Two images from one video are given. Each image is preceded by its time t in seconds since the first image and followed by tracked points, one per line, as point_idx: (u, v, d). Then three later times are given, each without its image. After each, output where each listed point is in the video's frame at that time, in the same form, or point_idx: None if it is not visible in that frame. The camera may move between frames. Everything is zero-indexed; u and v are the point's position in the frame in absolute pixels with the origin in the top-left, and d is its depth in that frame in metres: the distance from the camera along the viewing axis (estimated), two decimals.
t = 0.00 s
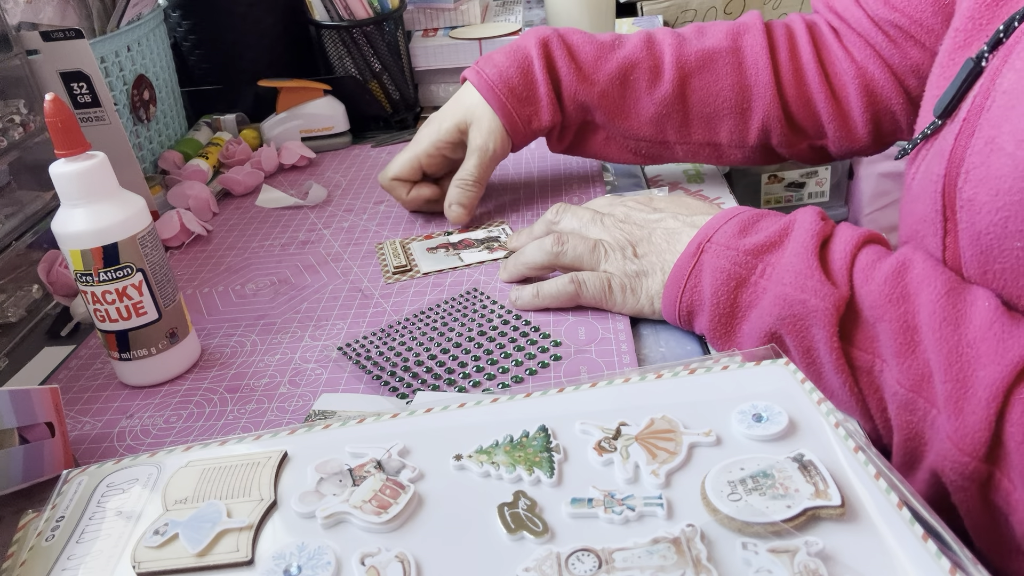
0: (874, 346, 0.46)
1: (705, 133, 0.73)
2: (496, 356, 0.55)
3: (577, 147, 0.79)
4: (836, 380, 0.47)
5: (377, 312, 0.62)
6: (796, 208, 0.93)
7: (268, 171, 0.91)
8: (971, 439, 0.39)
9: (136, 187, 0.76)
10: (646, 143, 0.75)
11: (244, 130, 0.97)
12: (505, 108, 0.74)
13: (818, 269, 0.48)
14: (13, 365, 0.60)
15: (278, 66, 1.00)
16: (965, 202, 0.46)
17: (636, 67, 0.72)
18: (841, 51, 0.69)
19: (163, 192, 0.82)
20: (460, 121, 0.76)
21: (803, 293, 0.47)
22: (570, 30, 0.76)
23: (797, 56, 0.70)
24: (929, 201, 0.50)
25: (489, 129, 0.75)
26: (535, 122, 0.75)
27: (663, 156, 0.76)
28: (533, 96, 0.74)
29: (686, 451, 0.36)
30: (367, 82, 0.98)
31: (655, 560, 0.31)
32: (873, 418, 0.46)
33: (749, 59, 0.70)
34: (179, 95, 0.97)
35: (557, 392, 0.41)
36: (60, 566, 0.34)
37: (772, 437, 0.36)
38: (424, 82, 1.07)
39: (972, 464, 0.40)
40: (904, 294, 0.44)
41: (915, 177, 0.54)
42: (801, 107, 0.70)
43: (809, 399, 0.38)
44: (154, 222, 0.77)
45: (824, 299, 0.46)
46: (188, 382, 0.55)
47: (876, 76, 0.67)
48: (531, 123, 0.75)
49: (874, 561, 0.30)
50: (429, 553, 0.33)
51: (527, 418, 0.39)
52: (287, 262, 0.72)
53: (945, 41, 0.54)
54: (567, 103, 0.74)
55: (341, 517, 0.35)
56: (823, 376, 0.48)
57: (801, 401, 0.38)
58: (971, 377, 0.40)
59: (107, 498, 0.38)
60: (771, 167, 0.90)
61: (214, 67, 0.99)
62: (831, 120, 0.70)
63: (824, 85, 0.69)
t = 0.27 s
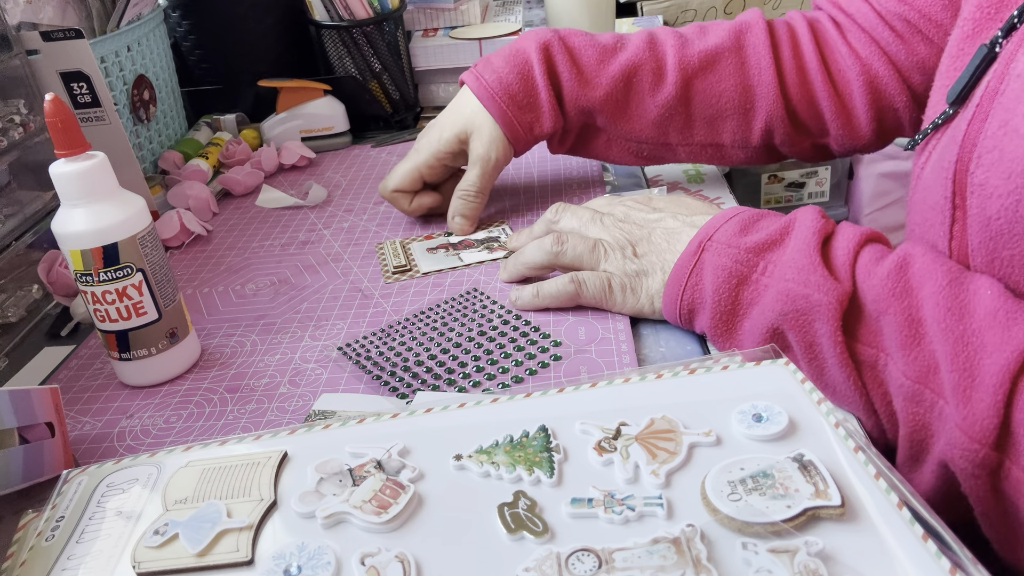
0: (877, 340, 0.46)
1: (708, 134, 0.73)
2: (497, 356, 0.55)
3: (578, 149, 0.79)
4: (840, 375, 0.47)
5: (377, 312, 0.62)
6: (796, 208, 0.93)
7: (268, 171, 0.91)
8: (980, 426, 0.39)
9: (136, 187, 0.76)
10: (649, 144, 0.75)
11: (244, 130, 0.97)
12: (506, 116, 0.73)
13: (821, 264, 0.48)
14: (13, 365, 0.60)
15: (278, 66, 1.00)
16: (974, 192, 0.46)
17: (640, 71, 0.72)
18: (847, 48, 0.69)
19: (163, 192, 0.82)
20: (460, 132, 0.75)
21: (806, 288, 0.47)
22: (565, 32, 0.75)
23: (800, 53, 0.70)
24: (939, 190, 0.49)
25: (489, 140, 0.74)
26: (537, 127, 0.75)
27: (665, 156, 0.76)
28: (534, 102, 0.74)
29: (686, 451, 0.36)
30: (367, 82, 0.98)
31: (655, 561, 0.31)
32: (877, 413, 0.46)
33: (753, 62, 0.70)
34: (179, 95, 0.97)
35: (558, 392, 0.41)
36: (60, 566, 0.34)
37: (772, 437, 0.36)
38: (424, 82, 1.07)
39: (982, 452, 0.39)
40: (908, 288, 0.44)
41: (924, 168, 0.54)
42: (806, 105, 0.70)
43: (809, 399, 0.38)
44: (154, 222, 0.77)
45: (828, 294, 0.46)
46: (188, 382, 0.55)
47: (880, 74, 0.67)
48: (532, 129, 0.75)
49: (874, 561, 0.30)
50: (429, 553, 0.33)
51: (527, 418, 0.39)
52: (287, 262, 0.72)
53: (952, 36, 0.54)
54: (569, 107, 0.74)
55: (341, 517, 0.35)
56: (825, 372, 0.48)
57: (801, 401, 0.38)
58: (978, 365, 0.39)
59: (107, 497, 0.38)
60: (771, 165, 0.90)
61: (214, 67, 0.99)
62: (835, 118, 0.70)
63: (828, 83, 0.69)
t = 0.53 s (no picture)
0: (881, 327, 0.45)
1: (703, 125, 0.73)
2: (496, 356, 0.55)
3: (577, 144, 0.80)
4: (844, 363, 0.46)
5: (377, 312, 0.62)
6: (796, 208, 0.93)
7: (268, 171, 0.91)
8: (991, 404, 0.38)
9: (136, 187, 0.76)
10: (646, 136, 0.75)
11: (244, 130, 0.97)
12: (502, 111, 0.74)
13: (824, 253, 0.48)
14: (14, 365, 0.60)
15: (277, 65, 1.00)
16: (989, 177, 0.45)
17: (632, 63, 0.72)
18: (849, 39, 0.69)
19: (163, 192, 0.82)
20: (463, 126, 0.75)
21: (811, 275, 0.47)
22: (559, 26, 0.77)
23: (794, 42, 0.70)
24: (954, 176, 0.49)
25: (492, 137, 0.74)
26: (534, 122, 0.75)
27: (661, 149, 0.76)
28: (531, 98, 0.74)
29: (686, 451, 0.36)
30: (367, 82, 0.98)
31: (655, 561, 0.31)
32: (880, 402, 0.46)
33: (747, 48, 0.70)
34: (179, 95, 0.97)
35: (557, 392, 0.41)
36: (60, 566, 0.34)
37: (772, 437, 0.36)
38: (424, 81, 1.07)
39: (993, 430, 0.38)
40: (912, 273, 0.44)
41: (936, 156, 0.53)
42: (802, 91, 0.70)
43: (809, 399, 0.38)
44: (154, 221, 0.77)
45: (832, 280, 0.46)
46: (188, 382, 0.55)
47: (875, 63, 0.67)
48: (530, 124, 0.75)
49: (874, 561, 0.30)
50: (428, 553, 0.33)
51: (527, 418, 0.39)
52: (287, 262, 0.72)
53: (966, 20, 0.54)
54: (564, 101, 0.74)
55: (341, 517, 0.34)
56: (829, 360, 0.48)
57: (801, 401, 0.38)
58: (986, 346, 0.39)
59: (107, 497, 0.38)
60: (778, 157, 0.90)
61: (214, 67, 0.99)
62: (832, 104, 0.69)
63: (823, 70, 0.69)
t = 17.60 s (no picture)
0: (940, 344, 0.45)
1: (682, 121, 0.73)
2: (496, 356, 0.55)
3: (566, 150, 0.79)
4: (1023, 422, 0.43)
5: (377, 312, 0.62)
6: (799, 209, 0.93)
7: (267, 170, 0.91)
8: None
9: (135, 187, 0.76)
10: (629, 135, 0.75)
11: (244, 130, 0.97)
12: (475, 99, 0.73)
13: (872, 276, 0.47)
14: (13, 365, 0.60)
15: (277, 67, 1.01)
16: None
17: (599, 40, 0.64)
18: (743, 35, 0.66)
19: (163, 192, 0.82)
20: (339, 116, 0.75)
21: (1005, 330, 0.42)
22: (530, 5, 0.76)
23: (748, 40, 0.66)
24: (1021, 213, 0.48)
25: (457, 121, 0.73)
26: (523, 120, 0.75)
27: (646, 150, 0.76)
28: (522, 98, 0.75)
29: (686, 451, 0.36)
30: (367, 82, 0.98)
31: (655, 560, 0.31)
32: None
33: (686, 41, 0.66)
34: (179, 95, 0.97)
35: (557, 393, 0.41)
36: (60, 567, 0.34)
37: (772, 438, 0.36)
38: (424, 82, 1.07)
39: None
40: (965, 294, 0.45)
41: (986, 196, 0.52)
42: (744, 83, 0.66)
43: (809, 399, 0.38)
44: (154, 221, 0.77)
45: None
46: (188, 382, 0.55)
47: (816, 60, 0.65)
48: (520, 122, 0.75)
49: (874, 561, 0.30)
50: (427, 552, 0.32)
51: (527, 420, 0.40)
52: (287, 262, 0.72)
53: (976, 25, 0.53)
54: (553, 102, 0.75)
55: (340, 518, 0.34)
56: (1001, 417, 0.43)
57: (801, 402, 0.38)
58: None
59: (107, 498, 0.38)
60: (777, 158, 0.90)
61: (214, 68, 0.99)
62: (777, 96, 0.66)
63: (773, 62, 0.66)
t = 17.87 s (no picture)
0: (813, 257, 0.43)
1: (667, 127, 0.78)
2: (496, 356, 0.55)
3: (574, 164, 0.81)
4: (917, 314, 0.39)
5: (377, 312, 0.62)
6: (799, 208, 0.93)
7: (268, 170, 0.91)
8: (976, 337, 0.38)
9: (135, 187, 0.76)
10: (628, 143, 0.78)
11: (244, 130, 0.97)
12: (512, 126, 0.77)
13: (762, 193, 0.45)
14: (13, 366, 0.60)
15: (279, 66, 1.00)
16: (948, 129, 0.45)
17: (601, 83, 0.78)
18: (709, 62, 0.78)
19: (163, 192, 0.82)
20: (403, 152, 0.75)
21: (908, 220, 0.40)
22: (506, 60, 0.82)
23: (711, 64, 0.78)
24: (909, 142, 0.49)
25: (511, 154, 0.75)
26: (541, 138, 0.78)
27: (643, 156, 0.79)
28: (536, 119, 0.78)
29: (686, 451, 0.36)
30: (367, 82, 0.98)
31: (655, 561, 0.31)
32: (934, 351, 0.39)
33: (667, 68, 0.78)
34: (179, 95, 0.97)
35: (557, 392, 0.41)
36: (60, 567, 0.34)
37: (772, 437, 0.36)
38: (424, 82, 1.07)
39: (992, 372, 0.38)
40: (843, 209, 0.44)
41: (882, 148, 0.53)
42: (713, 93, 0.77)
43: (809, 399, 0.38)
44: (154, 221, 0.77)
45: (923, 225, 0.40)
46: (188, 382, 0.55)
47: (752, 80, 0.76)
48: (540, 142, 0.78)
49: (874, 560, 0.30)
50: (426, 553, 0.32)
51: (527, 419, 0.40)
52: (287, 262, 0.72)
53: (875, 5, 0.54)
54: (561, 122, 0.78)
55: (340, 518, 0.34)
56: (896, 310, 0.40)
57: (801, 402, 0.38)
58: (983, 255, 0.39)
59: (107, 498, 0.38)
60: (777, 157, 0.94)
61: (214, 68, 0.99)
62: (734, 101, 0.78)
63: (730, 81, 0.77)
